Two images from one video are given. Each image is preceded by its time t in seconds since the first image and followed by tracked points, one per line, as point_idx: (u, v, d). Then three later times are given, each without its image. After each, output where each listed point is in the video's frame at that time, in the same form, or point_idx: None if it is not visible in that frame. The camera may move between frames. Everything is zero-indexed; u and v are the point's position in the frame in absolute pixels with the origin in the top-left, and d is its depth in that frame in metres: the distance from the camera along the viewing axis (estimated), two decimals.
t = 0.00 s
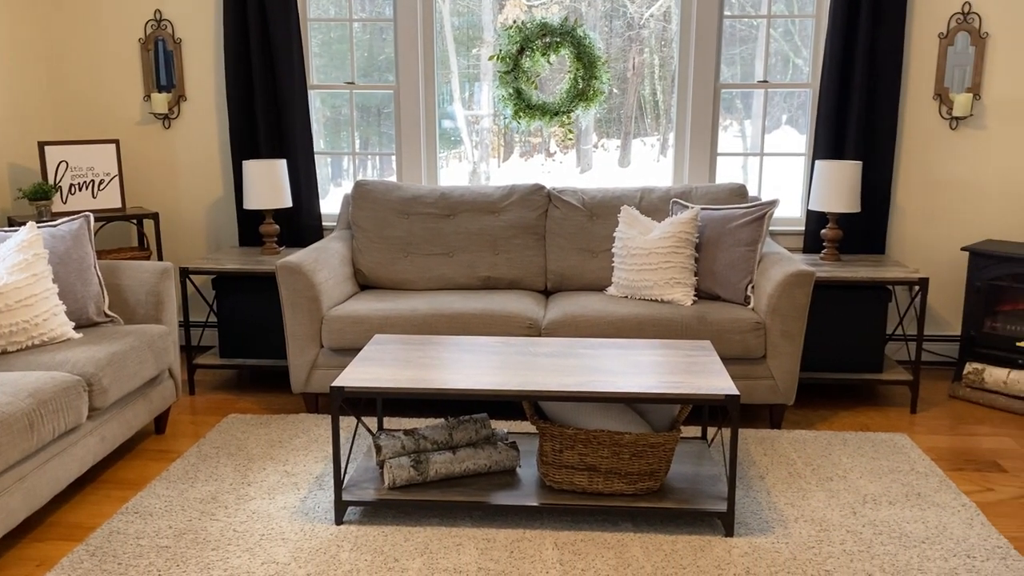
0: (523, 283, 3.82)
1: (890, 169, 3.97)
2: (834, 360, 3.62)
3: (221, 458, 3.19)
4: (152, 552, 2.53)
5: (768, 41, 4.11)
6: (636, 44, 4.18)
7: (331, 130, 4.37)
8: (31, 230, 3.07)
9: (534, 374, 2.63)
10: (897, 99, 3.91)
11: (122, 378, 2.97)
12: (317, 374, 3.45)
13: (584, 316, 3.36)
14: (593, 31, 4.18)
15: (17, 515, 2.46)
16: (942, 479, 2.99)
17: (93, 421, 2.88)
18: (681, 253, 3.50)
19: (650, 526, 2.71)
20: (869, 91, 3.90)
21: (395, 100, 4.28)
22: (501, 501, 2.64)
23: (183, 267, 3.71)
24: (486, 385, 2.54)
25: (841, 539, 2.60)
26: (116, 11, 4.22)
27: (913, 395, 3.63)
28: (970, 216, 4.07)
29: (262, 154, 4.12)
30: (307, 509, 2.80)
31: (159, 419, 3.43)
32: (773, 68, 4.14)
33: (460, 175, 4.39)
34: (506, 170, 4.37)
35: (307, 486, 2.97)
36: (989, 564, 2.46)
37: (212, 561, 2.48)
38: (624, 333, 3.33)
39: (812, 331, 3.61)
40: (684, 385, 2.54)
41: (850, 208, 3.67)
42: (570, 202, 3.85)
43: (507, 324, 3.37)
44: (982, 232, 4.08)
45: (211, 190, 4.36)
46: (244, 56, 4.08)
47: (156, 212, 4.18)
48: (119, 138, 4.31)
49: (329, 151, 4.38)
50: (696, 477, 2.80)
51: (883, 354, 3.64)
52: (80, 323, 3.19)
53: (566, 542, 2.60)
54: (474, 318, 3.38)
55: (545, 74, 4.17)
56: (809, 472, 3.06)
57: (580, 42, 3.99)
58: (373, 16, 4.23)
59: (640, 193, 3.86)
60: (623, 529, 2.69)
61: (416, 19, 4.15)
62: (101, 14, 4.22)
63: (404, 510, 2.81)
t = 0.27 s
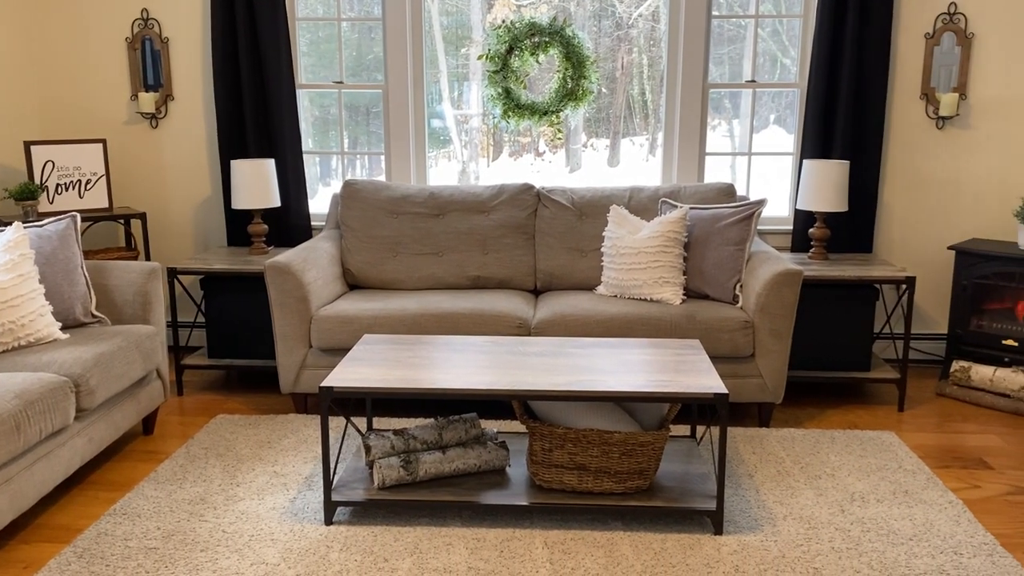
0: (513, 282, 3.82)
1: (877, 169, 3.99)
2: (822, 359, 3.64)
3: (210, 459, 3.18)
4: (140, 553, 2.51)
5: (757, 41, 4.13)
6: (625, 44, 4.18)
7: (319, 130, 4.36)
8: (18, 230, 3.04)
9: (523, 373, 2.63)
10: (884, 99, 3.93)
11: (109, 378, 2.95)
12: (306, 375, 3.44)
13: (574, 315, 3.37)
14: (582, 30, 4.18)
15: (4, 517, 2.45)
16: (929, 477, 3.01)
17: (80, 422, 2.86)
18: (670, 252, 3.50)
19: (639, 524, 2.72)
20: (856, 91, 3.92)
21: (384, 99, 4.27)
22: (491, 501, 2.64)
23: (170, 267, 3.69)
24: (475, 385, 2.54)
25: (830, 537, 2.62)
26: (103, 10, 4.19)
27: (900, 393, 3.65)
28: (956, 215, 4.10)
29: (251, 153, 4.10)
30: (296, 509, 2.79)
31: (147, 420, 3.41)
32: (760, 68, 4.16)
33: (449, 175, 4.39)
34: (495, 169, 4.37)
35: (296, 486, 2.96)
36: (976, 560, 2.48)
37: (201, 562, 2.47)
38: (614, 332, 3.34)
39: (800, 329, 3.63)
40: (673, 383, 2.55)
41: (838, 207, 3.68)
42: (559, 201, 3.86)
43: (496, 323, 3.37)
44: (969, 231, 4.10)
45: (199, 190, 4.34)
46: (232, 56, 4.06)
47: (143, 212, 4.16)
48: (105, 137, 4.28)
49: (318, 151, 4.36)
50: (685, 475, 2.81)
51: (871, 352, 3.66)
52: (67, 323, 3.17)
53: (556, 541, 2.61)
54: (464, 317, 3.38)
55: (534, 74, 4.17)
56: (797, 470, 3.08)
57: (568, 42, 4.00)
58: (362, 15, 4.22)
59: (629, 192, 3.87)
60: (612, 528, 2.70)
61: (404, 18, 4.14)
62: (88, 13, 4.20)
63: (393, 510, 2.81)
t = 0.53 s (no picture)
0: (502, 282, 3.81)
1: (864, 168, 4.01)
2: (810, 357, 3.66)
3: (198, 460, 3.17)
4: (128, 555, 2.50)
5: (744, 41, 4.14)
6: (613, 44, 4.19)
7: (308, 129, 4.35)
8: (3, 230, 3.02)
9: (512, 373, 2.63)
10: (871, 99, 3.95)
11: (96, 380, 2.94)
12: (295, 375, 3.43)
13: (563, 314, 3.37)
14: (570, 30, 4.18)
15: None
16: (916, 474, 3.03)
17: (67, 423, 2.85)
18: (658, 252, 3.51)
19: (629, 523, 2.72)
20: (843, 91, 3.94)
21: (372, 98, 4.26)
22: (480, 501, 2.64)
23: (158, 268, 3.68)
24: (464, 384, 2.54)
25: (818, 535, 2.63)
26: (89, 9, 4.17)
27: (888, 392, 3.67)
28: (943, 214, 4.12)
29: (238, 153, 4.09)
30: (285, 510, 2.78)
31: (135, 421, 3.39)
32: (748, 68, 4.17)
33: (438, 174, 4.38)
34: (484, 169, 4.37)
35: (285, 487, 2.95)
36: (962, 557, 2.49)
37: (190, 564, 2.46)
38: (603, 331, 3.34)
39: (788, 328, 3.64)
40: (662, 382, 2.55)
41: (825, 206, 3.70)
42: (548, 201, 3.86)
43: (486, 323, 3.37)
44: (955, 230, 4.13)
45: (187, 190, 4.32)
46: (219, 55, 4.05)
47: (130, 212, 4.14)
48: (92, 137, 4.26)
49: (306, 150, 4.35)
50: (674, 474, 2.82)
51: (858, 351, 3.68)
52: (53, 324, 3.15)
53: (545, 541, 2.61)
54: (453, 317, 3.37)
55: (522, 74, 4.17)
56: (786, 468, 3.09)
57: (557, 42, 4.00)
58: (350, 14, 4.21)
59: (618, 192, 3.88)
60: (602, 527, 2.70)
61: (393, 18, 4.14)
62: (73, 12, 4.17)
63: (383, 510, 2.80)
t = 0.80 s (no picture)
0: (491, 282, 3.81)
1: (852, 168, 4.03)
2: (798, 356, 3.67)
3: (186, 461, 3.15)
4: (116, 557, 2.49)
5: (732, 41, 4.15)
6: (602, 44, 4.19)
7: (296, 129, 4.34)
8: None
9: (502, 373, 2.63)
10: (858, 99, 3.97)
11: (83, 381, 2.92)
12: (283, 376, 3.42)
13: (552, 314, 3.37)
14: (559, 30, 4.19)
15: None
16: (904, 472, 3.05)
17: (54, 425, 2.83)
18: (647, 251, 3.52)
19: (618, 522, 2.73)
20: (831, 91, 3.96)
21: (360, 98, 4.25)
22: (470, 501, 2.64)
23: (145, 268, 3.66)
24: (454, 385, 2.53)
25: (806, 533, 2.64)
26: (75, 8, 4.14)
27: (875, 390, 3.69)
28: (929, 213, 4.15)
29: (226, 153, 4.07)
30: (274, 511, 2.77)
31: (123, 423, 3.37)
32: (736, 68, 4.18)
33: (427, 174, 4.38)
34: (473, 169, 4.37)
35: (274, 488, 2.94)
36: (949, 554, 2.51)
37: (178, 565, 2.45)
38: (592, 331, 3.35)
39: (777, 327, 3.66)
40: (651, 382, 2.56)
41: (813, 206, 3.72)
42: (537, 201, 3.86)
43: (475, 323, 3.36)
44: (941, 230, 4.15)
45: (175, 190, 4.30)
46: (206, 54, 4.03)
47: (117, 213, 4.12)
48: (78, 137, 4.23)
49: (294, 150, 4.34)
50: (663, 473, 2.82)
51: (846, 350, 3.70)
52: (39, 325, 3.13)
53: (535, 540, 2.61)
54: (442, 317, 3.37)
55: (511, 73, 4.17)
56: (774, 467, 3.10)
57: (546, 42, 4.00)
58: (338, 14, 4.20)
59: (607, 191, 3.88)
60: (591, 526, 2.70)
61: (381, 17, 4.13)
62: (59, 11, 4.14)
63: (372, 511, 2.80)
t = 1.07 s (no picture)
0: (480, 281, 3.81)
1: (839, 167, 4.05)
2: (786, 355, 3.69)
3: (174, 462, 3.14)
4: (103, 559, 2.47)
5: (720, 41, 4.16)
6: (590, 44, 4.20)
7: (283, 128, 4.32)
8: None
9: (491, 373, 2.63)
10: (844, 99, 3.99)
11: (70, 382, 2.90)
12: (271, 376, 3.41)
13: (541, 314, 3.38)
14: (547, 30, 4.19)
15: None
16: (891, 470, 3.06)
17: (40, 427, 2.81)
18: (635, 251, 3.53)
19: (607, 522, 2.73)
20: (818, 91, 3.97)
21: (349, 98, 4.24)
22: (459, 501, 2.64)
23: (132, 268, 3.64)
24: (443, 385, 2.53)
25: (795, 531, 2.65)
26: (60, 7, 4.11)
27: (862, 388, 3.71)
28: (916, 212, 4.17)
29: (213, 153, 4.05)
30: (262, 512, 2.77)
31: (110, 424, 3.36)
32: (724, 68, 4.19)
33: (416, 174, 4.37)
34: (462, 168, 4.36)
35: (263, 489, 2.93)
36: (936, 551, 2.53)
37: (166, 567, 2.44)
38: (581, 330, 3.35)
39: (765, 326, 3.67)
40: (640, 381, 2.56)
41: (800, 205, 3.73)
42: (526, 200, 3.86)
43: (464, 323, 3.36)
44: (927, 229, 4.18)
45: (162, 190, 4.28)
46: (193, 54, 4.01)
47: (104, 213, 4.09)
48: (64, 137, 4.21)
49: (282, 150, 4.33)
50: (652, 472, 2.83)
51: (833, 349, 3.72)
52: (25, 326, 3.11)
53: (524, 540, 2.61)
54: (431, 317, 3.37)
55: (500, 73, 4.17)
56: (762, 465, 3.11)
57: (534, 42, 4.00)
58: (326, 13, 4.19)
59: (595, 191, 3.89)
60: (581, 525, 2.71)
61: (368, 17, 4.12)
62: (44, 10, 4.11)
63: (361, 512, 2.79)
